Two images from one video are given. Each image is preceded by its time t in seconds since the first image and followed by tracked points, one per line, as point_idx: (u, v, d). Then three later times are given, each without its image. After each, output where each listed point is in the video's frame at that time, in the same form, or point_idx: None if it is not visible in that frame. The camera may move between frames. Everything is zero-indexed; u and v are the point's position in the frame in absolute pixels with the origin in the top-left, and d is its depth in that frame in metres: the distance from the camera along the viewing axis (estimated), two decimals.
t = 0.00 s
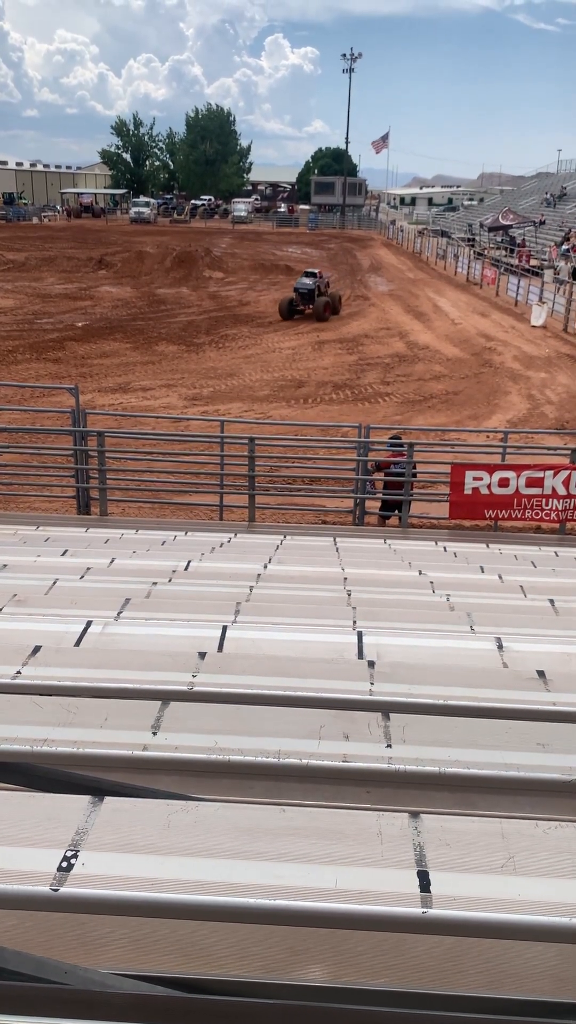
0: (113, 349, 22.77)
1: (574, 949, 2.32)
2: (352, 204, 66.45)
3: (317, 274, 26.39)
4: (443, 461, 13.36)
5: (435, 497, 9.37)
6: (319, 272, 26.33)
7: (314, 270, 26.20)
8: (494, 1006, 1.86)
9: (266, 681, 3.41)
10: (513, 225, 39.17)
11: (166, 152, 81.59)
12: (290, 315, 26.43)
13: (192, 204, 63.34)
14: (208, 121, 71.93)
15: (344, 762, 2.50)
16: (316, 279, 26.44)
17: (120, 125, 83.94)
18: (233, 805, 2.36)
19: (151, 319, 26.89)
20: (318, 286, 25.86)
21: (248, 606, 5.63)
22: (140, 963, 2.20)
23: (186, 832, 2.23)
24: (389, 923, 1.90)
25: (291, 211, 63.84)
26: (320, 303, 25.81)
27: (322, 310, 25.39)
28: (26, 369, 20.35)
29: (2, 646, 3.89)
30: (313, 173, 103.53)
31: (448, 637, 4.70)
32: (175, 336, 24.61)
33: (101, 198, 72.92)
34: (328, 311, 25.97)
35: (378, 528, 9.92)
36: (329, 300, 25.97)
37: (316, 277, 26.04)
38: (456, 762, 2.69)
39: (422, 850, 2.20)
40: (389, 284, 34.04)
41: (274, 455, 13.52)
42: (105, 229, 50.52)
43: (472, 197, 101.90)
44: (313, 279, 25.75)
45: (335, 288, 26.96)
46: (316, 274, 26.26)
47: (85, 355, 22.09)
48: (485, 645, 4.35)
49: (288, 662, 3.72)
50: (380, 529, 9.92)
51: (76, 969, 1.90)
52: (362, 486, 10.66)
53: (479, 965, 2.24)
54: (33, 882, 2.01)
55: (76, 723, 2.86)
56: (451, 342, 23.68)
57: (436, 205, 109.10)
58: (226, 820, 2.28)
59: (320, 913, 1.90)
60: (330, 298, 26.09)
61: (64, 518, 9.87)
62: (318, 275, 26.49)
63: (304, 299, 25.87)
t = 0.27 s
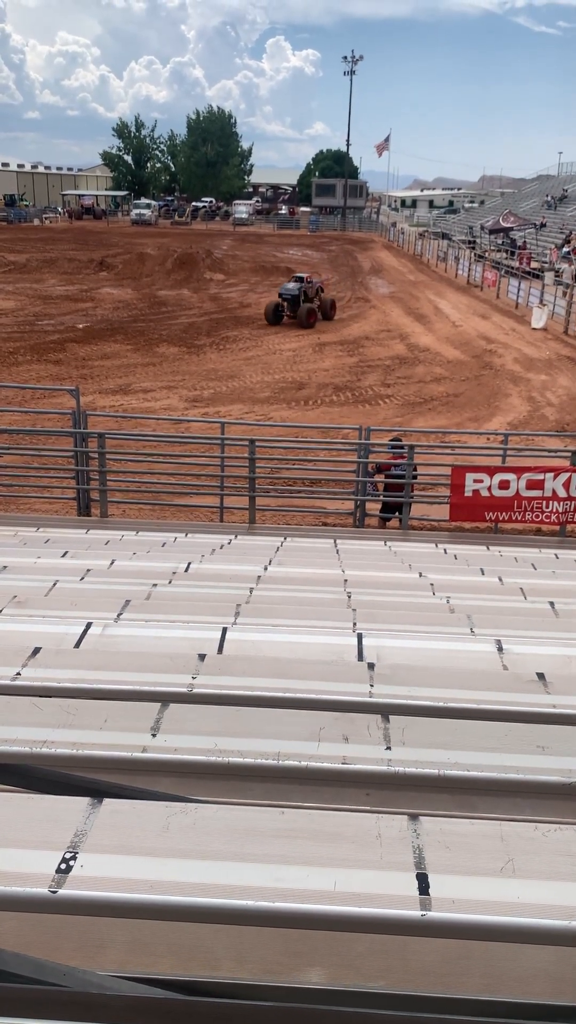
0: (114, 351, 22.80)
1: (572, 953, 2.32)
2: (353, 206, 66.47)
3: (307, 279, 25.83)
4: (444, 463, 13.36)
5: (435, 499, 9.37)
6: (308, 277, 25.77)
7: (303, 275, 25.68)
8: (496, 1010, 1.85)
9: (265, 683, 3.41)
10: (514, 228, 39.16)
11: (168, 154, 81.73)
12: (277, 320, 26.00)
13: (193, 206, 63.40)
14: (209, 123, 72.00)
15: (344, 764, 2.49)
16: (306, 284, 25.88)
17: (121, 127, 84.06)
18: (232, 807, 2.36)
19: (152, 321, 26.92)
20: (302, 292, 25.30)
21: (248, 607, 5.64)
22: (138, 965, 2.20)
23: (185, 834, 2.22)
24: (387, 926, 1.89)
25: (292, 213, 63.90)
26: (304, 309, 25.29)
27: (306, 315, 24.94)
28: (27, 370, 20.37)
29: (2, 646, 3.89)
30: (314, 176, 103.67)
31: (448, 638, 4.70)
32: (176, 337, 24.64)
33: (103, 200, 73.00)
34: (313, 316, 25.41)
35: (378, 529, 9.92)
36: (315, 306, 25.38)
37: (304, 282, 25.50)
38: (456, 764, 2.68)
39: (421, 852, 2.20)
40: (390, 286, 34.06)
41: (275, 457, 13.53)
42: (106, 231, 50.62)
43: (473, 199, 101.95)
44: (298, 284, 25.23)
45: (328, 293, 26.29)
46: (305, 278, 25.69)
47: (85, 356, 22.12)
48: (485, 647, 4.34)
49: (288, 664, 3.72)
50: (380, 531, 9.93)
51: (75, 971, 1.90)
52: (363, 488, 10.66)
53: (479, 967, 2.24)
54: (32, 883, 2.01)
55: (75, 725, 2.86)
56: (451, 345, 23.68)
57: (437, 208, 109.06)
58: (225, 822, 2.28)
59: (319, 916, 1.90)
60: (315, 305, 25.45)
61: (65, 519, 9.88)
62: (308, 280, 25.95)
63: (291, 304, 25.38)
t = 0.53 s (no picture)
0: (115, 350, 22.80)
1: (571, 954, 2.32)
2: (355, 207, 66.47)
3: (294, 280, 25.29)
4: (444, 465, 13.36)
5: (436, 500, 9.36)
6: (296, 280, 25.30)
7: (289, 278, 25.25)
8: (495, 1012, 1.85)
9: (264, 684, 3.40)
10: (515, 229, 39.17)
11: (170, 155, 81.76)
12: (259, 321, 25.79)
13: (194, 206, 63.40)
14: (211, 123, 72.00)
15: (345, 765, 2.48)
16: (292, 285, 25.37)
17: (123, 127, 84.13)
18: (233, 808, 2.35)
19: (153, 321, 26.91)
20: (282, 295, 24.89)
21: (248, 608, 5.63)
22: (139, 966, 2.19)
23: (186, 835, 2.22)
24: (386, 927, 1.89)
25: (294, 214, 63.89)
26: (284, 312, 24.90)
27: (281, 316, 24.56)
28: (27, 369, 20.37)
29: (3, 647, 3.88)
30: (317, 177, 103.68)
31: (447, 639, 4.71)
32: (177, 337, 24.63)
33: (105, 200, 72.98)
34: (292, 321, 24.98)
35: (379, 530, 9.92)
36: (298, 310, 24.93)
37: (289, 285, 25.07)
38: (455, 765, 2.68)
39: (421, 853, 2.20)
40: (392, 288, 34.06)
41: (275, 457, 13.54)
42: (107, 231, 50.61)
43: (474, 201, 101.58)
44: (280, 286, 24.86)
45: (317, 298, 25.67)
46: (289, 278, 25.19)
47: (87, 356, 22.11)
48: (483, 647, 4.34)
49: (289, 665, 3.72)
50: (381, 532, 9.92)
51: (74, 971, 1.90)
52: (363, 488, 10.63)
53: (477, 968, 2.23)
54: (31, 883, 2.00)
55: (74, 725, 2.85)
56: (453, 346, 23.67)
57: (438, 208, 109.07)
58: (225, 823, 2.27)
59: (320, 917, 1.90)
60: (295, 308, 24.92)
61: (66, 520, 9.85)
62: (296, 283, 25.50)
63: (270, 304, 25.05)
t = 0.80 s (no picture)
0: (117, 350, 22.79)
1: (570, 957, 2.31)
2: (358, 208, 66.48)
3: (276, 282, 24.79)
4: (446, 465, 13.35)
5: (437, 501, 9.35)
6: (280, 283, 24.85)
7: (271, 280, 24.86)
8: (495, 1014, 1.85)
9: (264, 684, 3.40)
10: (518, 231, 39.15)
11: (173, 155, 81.79)
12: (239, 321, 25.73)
13: (197, 206, 63.41)
14: (214, 123, 72.01)
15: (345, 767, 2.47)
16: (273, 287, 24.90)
17: (127, 126, 84.17)
18: (232, 808, 2.34)
19: (155, 321, 26.91)
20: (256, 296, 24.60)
21: (249, 609, 5.62)
22: (137, 966, 2.19)
23: (186, 835, 2.22)
24: (385, 927, 1.89)
25: (297, 214, 63.88)
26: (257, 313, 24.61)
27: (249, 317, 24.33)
28: (29, 368, 20.37)
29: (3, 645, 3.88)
30: (319, 177, 103.65)
31: (448, 640, 4.71)
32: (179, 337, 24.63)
33: (108, 199, 72.99)
34: (262, 323, 24.67)
35: (380, 531, 9.92)
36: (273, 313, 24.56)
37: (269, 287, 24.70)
38: (455, 767, 2.68)
39: (420, 854, 2.20)
40: (394, 289, 34.03)
41: (277, 457, 13.54)
42: (110, 230, 50.63)
43: (477, 201, 101.46)
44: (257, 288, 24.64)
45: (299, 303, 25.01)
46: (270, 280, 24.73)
47: (89, 355, 22.12)
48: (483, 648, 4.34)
49: (289, 665, 3.71)
50: (382, 533, 9.92)
51: (73, 970, 1.90)
52: (364, 489, 10.62)
53: (475, 970, 2.23)
54: (30, 883, 2.00)
55: (75, 724, 2.85)
56: (455, 347, 23.68)
57: (441, 210, 109.04)
58: (223, 823, 2.27)
59: (318, 916, 1.90)
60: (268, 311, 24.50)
61: (67, 519, 9.85)
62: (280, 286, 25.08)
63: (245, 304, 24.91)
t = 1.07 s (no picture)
0: (120, 351, 22.82)
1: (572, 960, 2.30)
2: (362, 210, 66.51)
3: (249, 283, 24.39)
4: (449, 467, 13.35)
5: (440, 503, 9.35)
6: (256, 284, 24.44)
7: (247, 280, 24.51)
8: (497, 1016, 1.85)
9: (268, 686, 3.40)
10: (522, 233, 39.13)
11: (177, 156, 81.94)
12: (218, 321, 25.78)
13: (201, 207, 63.49)
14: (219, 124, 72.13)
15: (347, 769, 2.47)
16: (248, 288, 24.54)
17: (132, 128, 84.40)
18: (234, 809, 2.34)
19: (159, 322, 26.94)
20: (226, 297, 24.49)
21: (252, 609, 5.63)
22: (138, 966, 2.19)
23: (188, 836, 2.21)
24: (382, 929, 1.89)
25: (301, 216, 63.92)
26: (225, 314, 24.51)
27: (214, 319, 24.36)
28: (33, 369, 20.41)
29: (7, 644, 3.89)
30: (324, 179, 103.75)
31: (451, 642, 4.71)
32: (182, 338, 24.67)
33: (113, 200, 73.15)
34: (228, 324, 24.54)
35: (382, 533, 9.91)
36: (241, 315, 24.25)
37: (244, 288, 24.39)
38: (457, 769, 2.67)
39: (423, 856, 2.19)
40: (397, 291, 34.04)
41: (280, 458, 13.55)
42: (114, 231, 50.75)
43: (481, 204, 101.39)
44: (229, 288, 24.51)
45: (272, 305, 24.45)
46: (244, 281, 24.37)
47: (93, 356, 22.16)
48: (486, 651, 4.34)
49: (292, 667, 3.71)
50: (385, 535, 9.91)
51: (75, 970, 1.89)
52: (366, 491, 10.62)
53: (477, 972, 2.23)
54: (33, 882, 2.00)
55: (78, 724, 2.85)
56: (458, 350, 23.68)
57: (445, 213, 109.01)
58: (226, 824, 2.27)
59: (320, 918, 1.90)
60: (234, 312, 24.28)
61: (70, 519, 9.86)
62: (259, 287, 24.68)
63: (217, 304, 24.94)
